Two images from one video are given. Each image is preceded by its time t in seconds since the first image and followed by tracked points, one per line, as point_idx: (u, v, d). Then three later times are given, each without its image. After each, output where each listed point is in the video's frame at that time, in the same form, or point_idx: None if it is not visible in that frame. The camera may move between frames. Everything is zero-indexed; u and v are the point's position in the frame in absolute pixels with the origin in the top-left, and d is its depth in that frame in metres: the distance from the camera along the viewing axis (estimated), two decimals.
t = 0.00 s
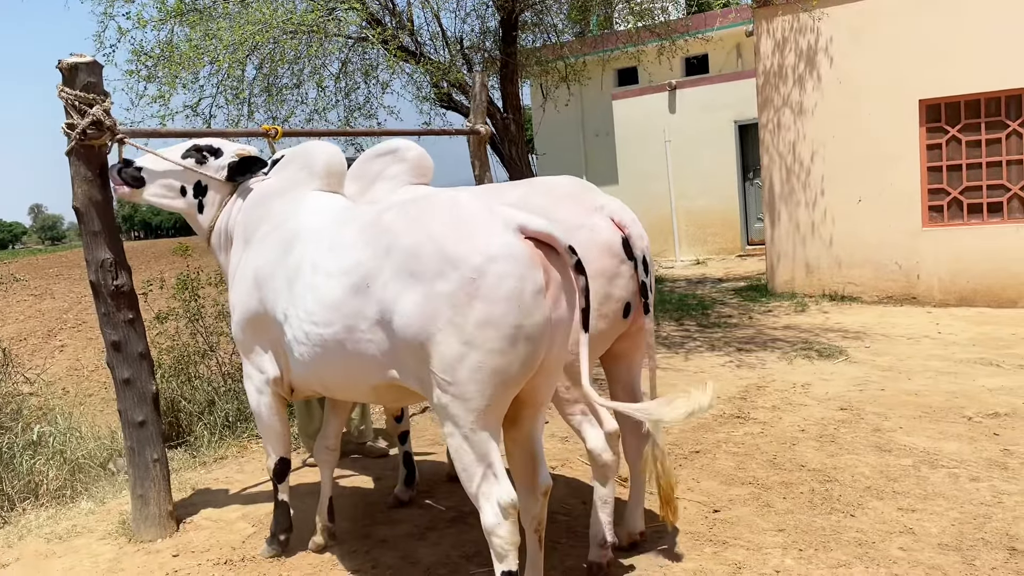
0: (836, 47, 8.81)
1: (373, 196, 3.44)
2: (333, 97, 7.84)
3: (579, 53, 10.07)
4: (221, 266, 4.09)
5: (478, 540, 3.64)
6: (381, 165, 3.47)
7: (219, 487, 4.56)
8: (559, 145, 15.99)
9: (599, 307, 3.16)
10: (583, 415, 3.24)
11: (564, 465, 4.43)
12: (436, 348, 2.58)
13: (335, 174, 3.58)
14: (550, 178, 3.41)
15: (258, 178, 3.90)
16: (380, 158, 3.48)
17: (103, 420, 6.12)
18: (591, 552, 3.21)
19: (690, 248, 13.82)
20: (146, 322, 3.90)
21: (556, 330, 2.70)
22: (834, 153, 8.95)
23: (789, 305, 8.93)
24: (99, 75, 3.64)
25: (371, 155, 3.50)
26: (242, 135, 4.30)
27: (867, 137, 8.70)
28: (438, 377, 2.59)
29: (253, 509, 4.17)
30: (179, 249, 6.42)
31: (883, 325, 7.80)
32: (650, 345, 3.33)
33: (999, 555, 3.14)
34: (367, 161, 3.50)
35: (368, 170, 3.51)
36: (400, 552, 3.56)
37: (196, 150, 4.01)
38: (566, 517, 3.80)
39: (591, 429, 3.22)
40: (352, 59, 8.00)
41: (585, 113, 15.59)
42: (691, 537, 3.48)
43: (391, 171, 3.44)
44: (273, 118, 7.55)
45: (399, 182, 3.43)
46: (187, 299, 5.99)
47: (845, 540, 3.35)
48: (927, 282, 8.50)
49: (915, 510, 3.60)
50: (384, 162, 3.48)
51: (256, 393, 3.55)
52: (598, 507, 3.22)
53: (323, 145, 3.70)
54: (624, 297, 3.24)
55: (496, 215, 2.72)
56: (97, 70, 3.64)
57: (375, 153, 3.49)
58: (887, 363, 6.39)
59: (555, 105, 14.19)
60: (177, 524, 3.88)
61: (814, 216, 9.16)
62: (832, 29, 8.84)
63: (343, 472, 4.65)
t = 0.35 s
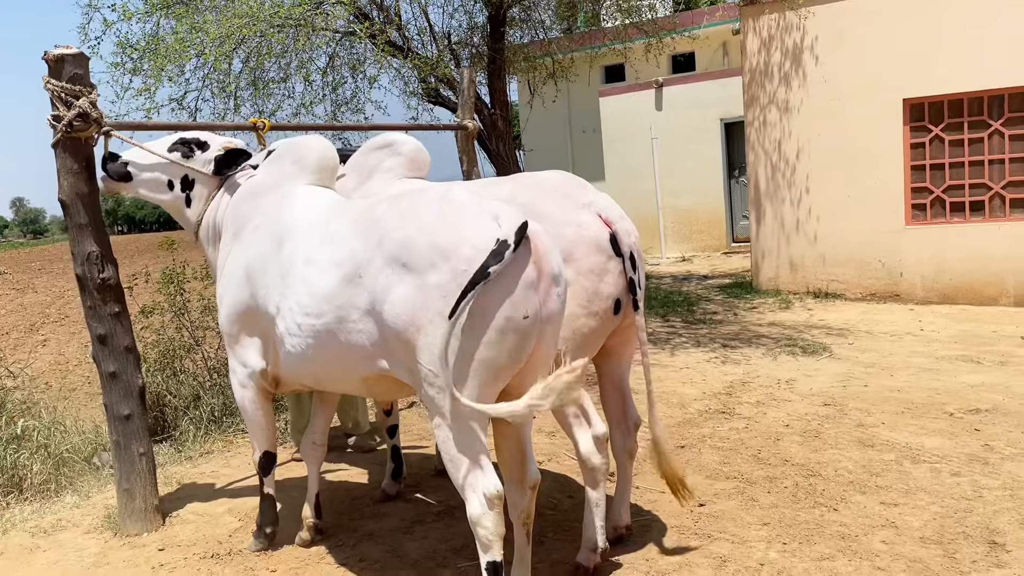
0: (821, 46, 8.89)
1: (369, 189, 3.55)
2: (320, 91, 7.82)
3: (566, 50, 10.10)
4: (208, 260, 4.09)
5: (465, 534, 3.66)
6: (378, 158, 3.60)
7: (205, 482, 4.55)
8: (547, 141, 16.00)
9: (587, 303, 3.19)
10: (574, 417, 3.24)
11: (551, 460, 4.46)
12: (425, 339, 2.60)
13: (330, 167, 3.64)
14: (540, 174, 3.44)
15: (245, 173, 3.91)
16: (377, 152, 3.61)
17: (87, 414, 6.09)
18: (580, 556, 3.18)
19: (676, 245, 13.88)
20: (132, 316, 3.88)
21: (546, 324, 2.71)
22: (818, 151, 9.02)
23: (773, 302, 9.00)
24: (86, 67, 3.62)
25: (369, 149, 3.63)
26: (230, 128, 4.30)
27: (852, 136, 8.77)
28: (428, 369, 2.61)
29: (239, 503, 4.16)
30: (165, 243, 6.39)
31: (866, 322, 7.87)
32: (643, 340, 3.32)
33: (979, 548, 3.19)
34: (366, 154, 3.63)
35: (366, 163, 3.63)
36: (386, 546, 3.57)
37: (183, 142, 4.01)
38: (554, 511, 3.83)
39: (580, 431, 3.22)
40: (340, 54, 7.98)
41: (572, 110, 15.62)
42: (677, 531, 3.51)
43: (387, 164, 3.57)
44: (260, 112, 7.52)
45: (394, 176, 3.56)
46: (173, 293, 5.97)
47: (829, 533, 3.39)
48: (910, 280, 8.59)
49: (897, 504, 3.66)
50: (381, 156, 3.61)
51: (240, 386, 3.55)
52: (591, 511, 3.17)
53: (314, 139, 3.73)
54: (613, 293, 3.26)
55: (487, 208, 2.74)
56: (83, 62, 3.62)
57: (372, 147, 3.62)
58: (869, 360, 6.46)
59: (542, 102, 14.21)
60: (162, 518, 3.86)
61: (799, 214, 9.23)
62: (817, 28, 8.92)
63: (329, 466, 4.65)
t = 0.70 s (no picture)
0: (808, 42, 8.95)
1: (368, 182, 3.55)
2: (309, 84, 7.79)
3: (556, 45, 10.10)
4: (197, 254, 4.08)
5: (459, 527, 3.68)
6: (378, 151, 3.60)
7: (196, 476, 4.54)
8: (534, 136, 16.00)
9: (583, 296, 3.21)
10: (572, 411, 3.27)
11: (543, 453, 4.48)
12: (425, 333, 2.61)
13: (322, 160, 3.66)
14: (536, 168, 3.47)
15: (233, 168, 3.91)
16: (377, 145, 3.60)
17: (73, 408, 6.04)
18: (575, 549, 3.20)
19: (663, 240, 13.93)
20: (123, 309, 3.86)
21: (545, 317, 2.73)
22: (805, 147, 9.08)
23: (760, 297, 9.06)
24: (78, 59, 3.60)
25: (368, 142, 3.63)
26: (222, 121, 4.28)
27: (839, 133, 8.84)
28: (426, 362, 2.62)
29: (231, 497, 4.15)
30: (153, 236, 6.34)
31: (852, 318, 7.94)
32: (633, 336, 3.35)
33: (967, 539, 3.24)
34: (366, 147, 3.63)
35: (365, 156, 3.63)
36: (380, 539, 3.58)
37: (171, 135, 3.97)
38: (547, 504, 3.85)
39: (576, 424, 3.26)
40: (329, 47, 7.96)
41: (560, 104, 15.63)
42: (670, 523, 3.55)
43: (387, 157, 3.57)
44: (248, 105, 7.48)
45: (393, 168, 3.55)
46: (161, 287, 5.94)
47: (819, 525, 3.43)
48: (895, 276, 8.68)
49: (885, 496, 3.71)
50: (382, 149, 3.61)
51: (232, 379, 3.55)
52: (586, 504, 3.22)
53: (309, 133, 3.74)
54: (610, 286, 3.28)
55: (487, 202, 2.76)
56: (75, 54, 3.60)
57: (372, 139, 3.61)
58: (856, 354, 6.53)
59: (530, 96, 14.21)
60: (154, 512, 3.85)
61: (786, 209, 9.29)
62: (805, 24, 8.98)
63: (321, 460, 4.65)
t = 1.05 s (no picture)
0: (795, 37, 9.01)
1: (369, 175, 3.62)
2: (297, 76, 7.75)
3: (543, 39, 10.11)
4: (190, 248, 4.07)
5: (455, 519, 3.70)
6: (378, 144, 3.66)
7: (188, 469, 4.53)
8: (521, 130, 16.00)
9: (582, 290, 3.24)
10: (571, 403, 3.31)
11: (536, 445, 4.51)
12: (427, 327, 2.62)
13: (317, 153, 3.71)
14: (535, 161, 3.50)
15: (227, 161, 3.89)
16: (378, 138, 3.67)
17: (61, 403, 6.00)
18: (573, 540, 3.24)
19: (649, 235, 14.00)
20: (118, 302, 3.84)
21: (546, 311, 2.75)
22: (791, 142, 9.15)
23: (746, 291, 9.13)
24: (72, 50, 3.57)
25: (368, 136, 3.70)
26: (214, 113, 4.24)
27: (826, 128, 8.91)
28: (427, 355, 2.64)
29: (226, 490, 4.15)
30: (142, 229, 6.29)
31: (837, 312, 8.03)
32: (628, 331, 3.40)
33: (957, 530, 3.31)
34: (366, 140, 3.70)
35: (365, 149, 3.70)
36: (378, 532, 3.60)
37: (163, 128, 3.93)
38: (542, 496, 3.88)
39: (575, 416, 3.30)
40: (317, 39, 7.92)
41: (546, 99, 15.65)
42: (666, 515, 3.58)
43: (386, 150, 3.64)
44: (235, 97, 7.44)
45: (393, 162, 3.62)
46: (150, 282, 5.92)
47: (812, 516, 3.49)
48: (879, 271, 8.78)
49: (876, 488, 3.77)
50: (381, 142, 3.67)
51: (227, 372, 3.54)
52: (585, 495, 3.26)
53: (305, 126, 3.74)
54: (609, 279, 3.31)
55: (489, 197, 2.77)
56: (69, 45, 3.57)
57: (372, 133, 3.69)
58: (842, 348, 6.61)
59: (517, 90, 14.22)
60: (149, 505, 3.84)
61: (772, 204, 9.36)
62: (791, 19, 9.05)
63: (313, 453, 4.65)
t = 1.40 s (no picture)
0: (781, 35, 9.09)
1: (365, 168, 3.63)
2: (285, 70, 7.73)
3: (532, 34, 10.13)
4: (184, 241, 4.07)
5: (451, 510, 3.74)
6: (374, 138, 3.68)
7: (183, 462, 4.53)
8: (508, 125, 16.00)
9: (576, 283, 3.28)
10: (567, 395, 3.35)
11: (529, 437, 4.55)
12: (431, 319, 2.66)
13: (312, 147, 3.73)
14: (529, 154, 3.54)
15: (223, 154, 3.89)
16: (373, 131, 3.69)
17: (49, 396, 5.97)
18: (570, 529, 3.28)
19: (635, 230, 14.07)
20: (113, 295, 3.84)
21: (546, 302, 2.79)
22: (777, 139, 9.23)
23: (732, 286, 9.21)
24: (67, 42, 3.58)
25: (363, 129, 3.71)
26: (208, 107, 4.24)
27: (812, 125, 8.99)
28: (430, 346, 2.67)
29: (221, 483, 4.16)
30: (132, 222, 6.27)
31: (823, 306, 8.12)
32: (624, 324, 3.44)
33: (945, 518, 3.38)
34: (362, 134, 3.72)
35: (361, 143, 3.72)
36: (375, 522, 3.62)
37: (157, 121, 3.92)
38: (537, 487, 3.92)
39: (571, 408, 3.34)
40: (306, 33, 7.90)
41: (533, 94, 15.67)
42: (660, 505, 3.63)
43: (383, 144, 3.66)
44: (224, 91, 7.41)
45: (390, 156, 3.64)
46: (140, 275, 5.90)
47: (803, 506, 3.55)
48: (863, 265, 8.89)
49: (864, 477, 3.84)
50: (377, 136, 3.69)
51: (224, 365, 3.55)
52: (580, 486, 3.29)
53: (299, 118, 3.74)
54: (603, 271, 3.35)
55: (490, 189, 2.80)
56: (64, 37, 3.58)
57: (367, 127, 3.70)
58: (828, 341, 6.71)
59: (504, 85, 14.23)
60: (145, 498, 3.84)
61: (758, 199, 9.44)
62: (778, 17, 9.12)
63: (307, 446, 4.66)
